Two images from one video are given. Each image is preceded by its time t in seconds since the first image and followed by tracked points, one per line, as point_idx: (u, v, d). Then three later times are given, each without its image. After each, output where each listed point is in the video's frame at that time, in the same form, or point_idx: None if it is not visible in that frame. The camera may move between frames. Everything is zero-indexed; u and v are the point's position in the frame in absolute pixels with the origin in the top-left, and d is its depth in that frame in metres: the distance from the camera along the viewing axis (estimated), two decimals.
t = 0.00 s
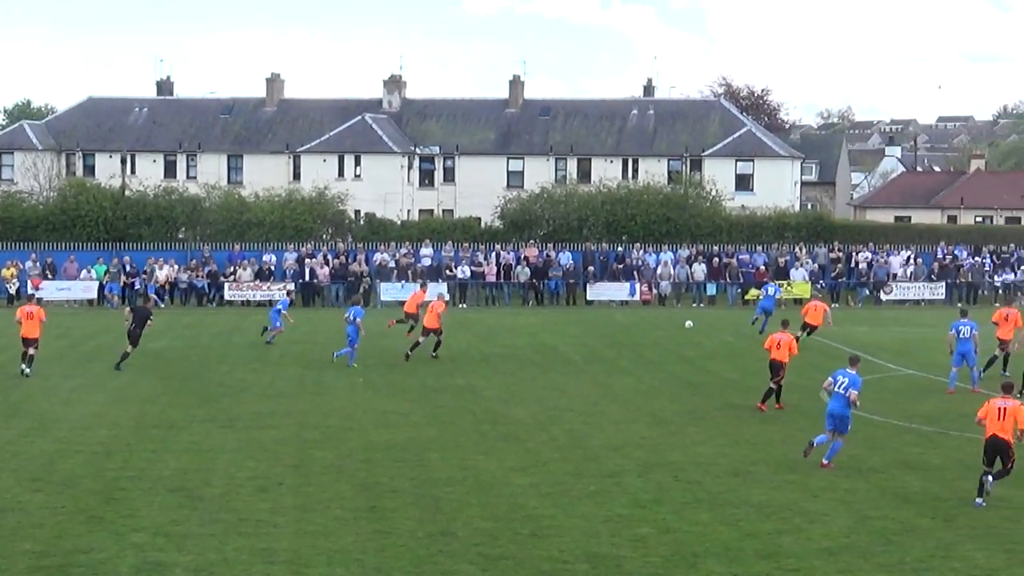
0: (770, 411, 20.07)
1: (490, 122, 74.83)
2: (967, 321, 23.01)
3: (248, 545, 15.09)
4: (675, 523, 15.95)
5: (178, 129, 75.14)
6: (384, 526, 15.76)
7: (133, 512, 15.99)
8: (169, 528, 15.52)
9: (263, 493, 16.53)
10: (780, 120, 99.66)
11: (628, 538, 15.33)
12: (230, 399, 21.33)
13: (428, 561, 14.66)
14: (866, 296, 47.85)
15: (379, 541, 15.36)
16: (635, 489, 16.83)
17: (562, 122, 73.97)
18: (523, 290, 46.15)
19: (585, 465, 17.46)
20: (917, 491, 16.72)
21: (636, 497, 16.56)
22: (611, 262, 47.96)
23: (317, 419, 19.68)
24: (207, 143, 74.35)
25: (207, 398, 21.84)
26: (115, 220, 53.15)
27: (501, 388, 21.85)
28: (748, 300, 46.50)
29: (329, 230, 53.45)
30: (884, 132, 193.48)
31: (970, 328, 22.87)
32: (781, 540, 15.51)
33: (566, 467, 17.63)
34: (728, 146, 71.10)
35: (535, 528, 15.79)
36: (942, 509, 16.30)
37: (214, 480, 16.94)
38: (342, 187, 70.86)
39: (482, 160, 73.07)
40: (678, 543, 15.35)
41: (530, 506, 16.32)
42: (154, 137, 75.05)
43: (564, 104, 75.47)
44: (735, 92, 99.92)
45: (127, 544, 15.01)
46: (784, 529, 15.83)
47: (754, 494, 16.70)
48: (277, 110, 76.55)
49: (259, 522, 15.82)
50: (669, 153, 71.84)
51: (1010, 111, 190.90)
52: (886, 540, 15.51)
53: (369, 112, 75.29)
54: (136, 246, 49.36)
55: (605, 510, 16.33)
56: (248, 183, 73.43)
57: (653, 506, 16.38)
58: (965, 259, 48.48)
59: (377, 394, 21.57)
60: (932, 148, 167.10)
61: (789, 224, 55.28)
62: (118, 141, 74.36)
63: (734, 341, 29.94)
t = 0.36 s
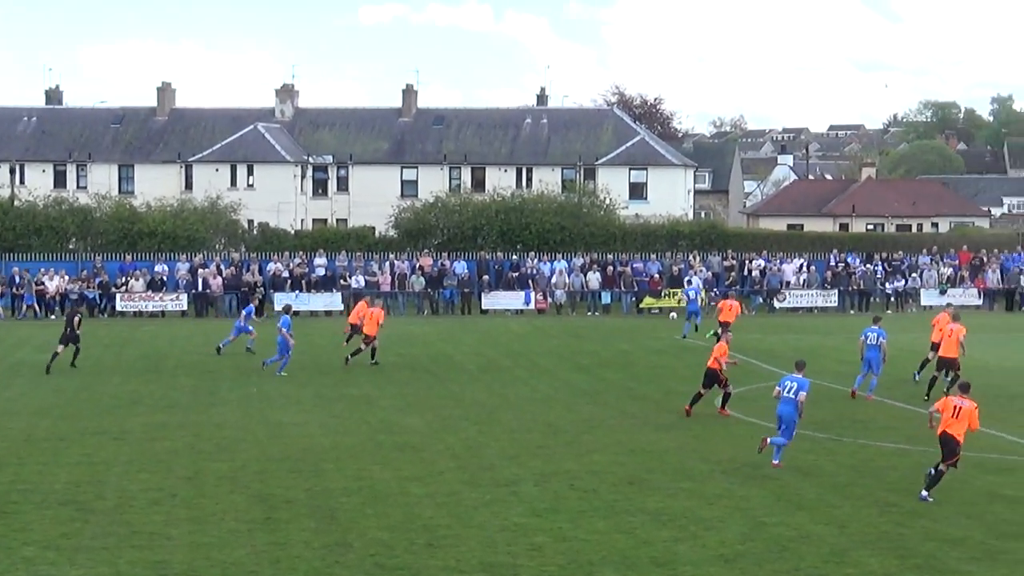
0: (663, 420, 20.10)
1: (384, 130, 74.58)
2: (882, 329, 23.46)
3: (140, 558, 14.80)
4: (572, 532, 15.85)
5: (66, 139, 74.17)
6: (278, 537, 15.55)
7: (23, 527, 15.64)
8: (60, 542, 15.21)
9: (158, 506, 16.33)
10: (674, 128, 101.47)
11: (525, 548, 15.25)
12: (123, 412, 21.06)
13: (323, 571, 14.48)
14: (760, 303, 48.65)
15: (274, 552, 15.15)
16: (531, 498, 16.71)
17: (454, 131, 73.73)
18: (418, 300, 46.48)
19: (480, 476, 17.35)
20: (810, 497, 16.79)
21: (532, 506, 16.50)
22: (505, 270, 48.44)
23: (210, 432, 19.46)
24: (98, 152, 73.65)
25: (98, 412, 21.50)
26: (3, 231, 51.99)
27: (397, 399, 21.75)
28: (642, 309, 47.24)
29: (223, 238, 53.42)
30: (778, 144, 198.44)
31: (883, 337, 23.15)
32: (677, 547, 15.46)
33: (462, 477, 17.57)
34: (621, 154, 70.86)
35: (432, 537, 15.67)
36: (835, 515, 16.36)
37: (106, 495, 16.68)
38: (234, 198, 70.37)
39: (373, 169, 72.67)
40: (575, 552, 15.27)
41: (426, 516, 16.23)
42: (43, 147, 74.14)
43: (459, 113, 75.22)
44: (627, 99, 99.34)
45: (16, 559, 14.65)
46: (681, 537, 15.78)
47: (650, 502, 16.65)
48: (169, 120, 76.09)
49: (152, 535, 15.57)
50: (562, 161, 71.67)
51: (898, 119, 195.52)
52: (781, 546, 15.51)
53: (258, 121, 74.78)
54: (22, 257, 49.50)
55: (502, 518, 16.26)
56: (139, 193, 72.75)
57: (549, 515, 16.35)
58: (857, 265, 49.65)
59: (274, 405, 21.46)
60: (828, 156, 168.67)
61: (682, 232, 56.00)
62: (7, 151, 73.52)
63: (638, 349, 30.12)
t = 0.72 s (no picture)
0: (583, 422, 20.16)
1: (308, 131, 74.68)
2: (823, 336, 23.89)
3: (59, 560, 14.55)
4: (494, 534, 15.79)
5: None
6: (200, 540, 15.38)
7: None
8: None
9: (78, 509, 16.12)
10: (598, 131, 100.90)
11: (448, 550, 15.18)
12: (44, 414, 20.80)
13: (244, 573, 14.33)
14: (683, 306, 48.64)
15: (195, 555, 14.98)
16: (453, 501, 16.69)
17: (378, 133, 73.99)
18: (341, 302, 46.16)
19: (403, 479, 17.33)
20: (731, 500, 16.86)
21: (455, 508, 16.47)
22: (430, 272, 48.46)
23: (130, 434, 19.36)
24: (18, 152, 73.02)
25: (18, 413, 21.21)
26: None
27: (320, 402, 21.77)
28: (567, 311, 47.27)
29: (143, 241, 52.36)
30: (702, 148, 200.67)
31: (825, 342, 23.56)
32: (600, 550, 15.40)
33: (386, 479, 17.51)
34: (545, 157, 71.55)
35: (355, 539, 15.56)
36: (756, 517, 16.41)
37: (26, 498, 16.43)
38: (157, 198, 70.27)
39: (299, 169, 72.80)
40: (498, 553, 15.20)
41: (348, 518, 16.14)
42: None
43: (383, 114, 75.53)
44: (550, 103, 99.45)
45: None
46: (603, 539, 15.73)
47: (572, 504, 16.65)
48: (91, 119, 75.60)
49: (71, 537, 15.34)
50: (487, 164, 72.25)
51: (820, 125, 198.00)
52: (703, 547, 15.51)
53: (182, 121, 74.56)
54: None
55: (425, 520, 16.20)
56: (61, 193, 72.08)
57: (472, 517, 16.30)
58: (780, 269, 49.73)
59: (196, 407, 21.33)
60: (750, 161, 170.84)
61: (605, 235, 56.77)
62: None
63: (560, 351, 30.40)
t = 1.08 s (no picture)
0: (517, 428, 20.18)
1: (242, 138, 74.99)
2: (786, 338, 23.58)
3: None
4: (432, 539, 15.71)
5: None
6: (137, 549, 15.21)
7: None
8: None
9: (12, 520, 15.92)
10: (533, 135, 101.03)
11: (387, 556, 15.07)
12: None
13: None
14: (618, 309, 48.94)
15: (131, 563, 14.79)
16: (391, 506, 16.66)
17: (312, 139, 74.27)
18: (277, 308, 46.22)
19: (339, 485, 17.32)
20: (669, 502, 16.88)
21: (393, 514, 16.42)
22: (365, 278, 48.70)
23: (65, 443, 19.27)
24: None
25: None
26: None
27: (256, 409, 21.79)
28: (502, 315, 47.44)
29: (77, 249, 52.70)
30: (634, 152, 202.87)
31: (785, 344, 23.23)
32: (539, 553, 15.32)
33: (323, 485, 17.44)
34: (480, 162, 72.11)
35: (293, 547, 15.42)
36: (694, 518, 16.43)
37: None
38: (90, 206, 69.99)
39: (234, 176, 73.02)
40: (438, 558, 15.07)
41: (286, 527, 16.04)
42: None
43: (317, 121, 75.94)
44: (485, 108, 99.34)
45: None
46: (541, 543, 15.67)
47: (509, 508, 16.65)
48: (23, 128, 75.50)
49: (5, 548, 15.08)
50: (421, 169, 72.65)
51: (755, 127, 199.88)
52: (641, 549, 15.46)
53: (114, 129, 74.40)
54: None
55: (364, 527, 16.12)
56: None
57: (410, 522, 16.24)
58: (715, 271, 50.06)
59: (130, 416, 21.20)
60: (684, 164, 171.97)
61: (541, 240, 57.47)
62: None
63: (496, 355, 30.61)
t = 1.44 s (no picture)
0: (465, 431, 20.20)
1: (190, 139, 75.13)
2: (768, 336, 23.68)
3: None
4: (382, 540, 15.57)
5: None
6: (85, 551, 14.99)
7: None
8: None
9: None
10: (480, 135, 101.30)
11: (337, 557, 14.96)
12: None
13: None
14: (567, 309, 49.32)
15: (79, 565, 14.60)
16: (340, 508, 16.60)
17: (260, 140, 74.55)
18: (225, 309, 46.38)
19: (288, 488, 17.29)
20: (619, 503, 16.85)
21: (343, 515, 16.34)
22: (314, 279, 48.92)
23: (13, 446, 19.14)
24: None
25: None
26: None
27: (205, 412, 21.81)
28: (452, 316, 47.78)
29: (24, 251, 52.71)
30: (579, 153, 203.96)
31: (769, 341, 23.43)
32: (488, 553, 15.16)
33: (272, 488, 17.35)
34: (429, 163, 72.50)
35: (242, 549, 15.27)
36: (643, 518, 16.36)
37: None
38: (38, 207, 70.20)
39: (181, 177, 73.28)
40: (387, 559, 14.96)
41: (236, 529, 15.91)
42: None
43: (264, 121, 76.18)
44: (433, 109, 99.43)
45: None
46: (491, 543, 15.54)
47: (459, 510, 16.58)
48: None
49: None
50: (370, 170, 72.96)
51: (703, 125, 200.81)
52: (591, 550, 15.32)
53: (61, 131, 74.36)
54: None
55: (313, 528, 16.01)
56: None
57: (360, 523, 16.15)
58: (664, 271, 50.75)
59: (77, 420, 21.05)
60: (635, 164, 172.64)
61: (489, 241, 57.78)
62: None
63: (445, 356, 30.75)
